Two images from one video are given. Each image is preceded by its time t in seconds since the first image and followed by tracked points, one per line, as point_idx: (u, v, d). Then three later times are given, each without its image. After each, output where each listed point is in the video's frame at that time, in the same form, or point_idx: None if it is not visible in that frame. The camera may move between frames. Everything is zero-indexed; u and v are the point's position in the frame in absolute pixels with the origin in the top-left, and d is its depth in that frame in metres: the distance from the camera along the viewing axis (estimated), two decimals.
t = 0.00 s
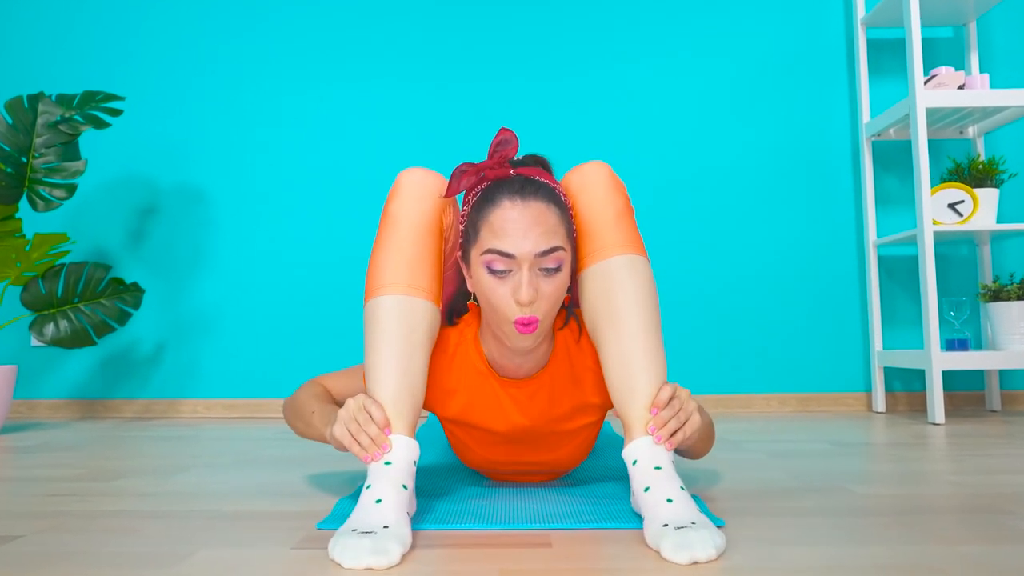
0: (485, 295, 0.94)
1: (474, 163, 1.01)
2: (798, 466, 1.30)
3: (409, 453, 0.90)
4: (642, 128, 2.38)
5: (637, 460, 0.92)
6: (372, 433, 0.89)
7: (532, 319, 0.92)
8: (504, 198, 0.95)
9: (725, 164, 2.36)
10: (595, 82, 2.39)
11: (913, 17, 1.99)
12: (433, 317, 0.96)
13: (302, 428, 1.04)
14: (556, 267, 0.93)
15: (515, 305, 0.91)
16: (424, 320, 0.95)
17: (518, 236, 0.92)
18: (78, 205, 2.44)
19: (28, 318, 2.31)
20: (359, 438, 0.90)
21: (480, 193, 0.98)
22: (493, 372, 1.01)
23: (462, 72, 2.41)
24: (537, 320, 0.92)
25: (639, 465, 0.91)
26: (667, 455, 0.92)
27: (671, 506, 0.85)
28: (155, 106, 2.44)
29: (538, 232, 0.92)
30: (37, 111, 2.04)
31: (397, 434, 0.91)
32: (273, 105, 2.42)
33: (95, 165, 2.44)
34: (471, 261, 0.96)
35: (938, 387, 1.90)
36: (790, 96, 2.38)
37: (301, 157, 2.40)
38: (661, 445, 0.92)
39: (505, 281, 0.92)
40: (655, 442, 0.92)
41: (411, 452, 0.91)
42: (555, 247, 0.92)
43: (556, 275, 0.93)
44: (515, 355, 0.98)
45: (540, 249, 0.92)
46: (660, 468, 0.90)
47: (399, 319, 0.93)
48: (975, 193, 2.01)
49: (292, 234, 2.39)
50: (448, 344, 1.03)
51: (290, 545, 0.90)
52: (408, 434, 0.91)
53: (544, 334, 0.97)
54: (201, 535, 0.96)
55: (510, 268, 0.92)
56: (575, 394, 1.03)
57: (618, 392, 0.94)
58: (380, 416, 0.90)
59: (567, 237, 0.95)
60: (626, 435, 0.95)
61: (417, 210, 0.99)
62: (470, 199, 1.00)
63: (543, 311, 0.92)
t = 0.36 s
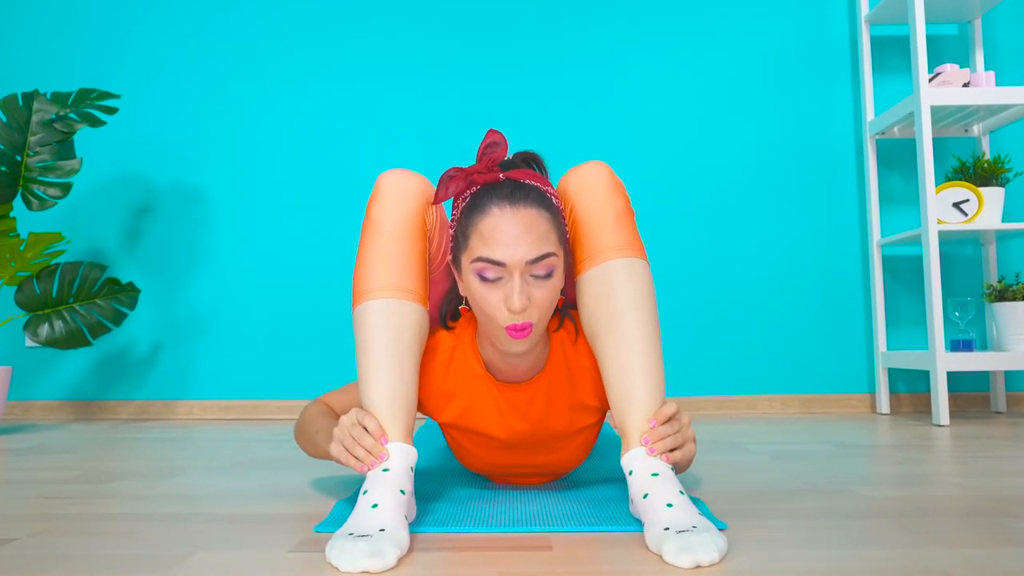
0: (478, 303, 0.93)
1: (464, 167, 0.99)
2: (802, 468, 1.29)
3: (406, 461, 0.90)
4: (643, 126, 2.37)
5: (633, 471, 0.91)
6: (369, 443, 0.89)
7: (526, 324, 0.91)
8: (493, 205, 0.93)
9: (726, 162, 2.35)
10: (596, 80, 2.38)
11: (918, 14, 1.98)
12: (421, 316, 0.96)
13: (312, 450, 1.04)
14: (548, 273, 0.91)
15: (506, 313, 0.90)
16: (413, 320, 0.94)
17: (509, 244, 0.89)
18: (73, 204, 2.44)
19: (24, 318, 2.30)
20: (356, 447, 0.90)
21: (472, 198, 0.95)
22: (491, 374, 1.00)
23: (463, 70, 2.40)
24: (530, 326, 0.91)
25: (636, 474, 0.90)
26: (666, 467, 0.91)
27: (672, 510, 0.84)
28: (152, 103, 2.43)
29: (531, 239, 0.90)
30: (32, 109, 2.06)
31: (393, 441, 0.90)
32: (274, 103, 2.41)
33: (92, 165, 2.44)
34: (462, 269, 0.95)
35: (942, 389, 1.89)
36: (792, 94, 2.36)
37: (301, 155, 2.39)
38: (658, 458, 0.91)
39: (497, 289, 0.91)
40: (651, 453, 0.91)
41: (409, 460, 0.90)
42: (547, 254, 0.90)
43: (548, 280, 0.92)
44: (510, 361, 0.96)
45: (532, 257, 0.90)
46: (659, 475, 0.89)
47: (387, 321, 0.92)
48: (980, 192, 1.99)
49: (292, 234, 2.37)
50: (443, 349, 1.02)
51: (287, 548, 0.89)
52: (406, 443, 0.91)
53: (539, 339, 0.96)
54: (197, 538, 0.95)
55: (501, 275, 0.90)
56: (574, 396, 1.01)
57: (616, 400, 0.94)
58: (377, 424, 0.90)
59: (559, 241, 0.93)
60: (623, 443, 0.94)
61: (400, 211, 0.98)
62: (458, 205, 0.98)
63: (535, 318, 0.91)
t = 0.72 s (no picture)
0: (473, 284, 0.93)
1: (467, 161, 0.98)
2: (806, 471, 1.28)
3: (400, 457, 0.88)
4: (644, 124, 2.36)
5: (641, 469, 0.89)
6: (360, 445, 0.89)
7: (521, 300, 0.91)
8: (491, 187, 0.95)
9: (729, 161, 2.33)
10: (599, 78, 2.37)
11: (923, 11, 1.97)
12: (421, 313, 0.94)
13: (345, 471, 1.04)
14: (544, 250, 0.92)
15: (499, 287, 0.90)
16: (414, 316, 0.93)
17: (502, 219, 0.91)
18: (68, 203, 2.43)
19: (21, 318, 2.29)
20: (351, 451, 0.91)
21: (472, 186, 0.97)
22: (496, 375, 0.99)
23: (465, 68, 2.39)
24: (525, 304, 0.91)
25: (643, 471, 0.89)
26: (672, 464, 0.90)
27: (678, 511, 0.82)
28: (148, 101, 2.42)
29: (525, 215, 0.91)
30: (26, 107, 2.05)
31: (386, 438, 0.89)
32: (276, 100, 2.39)
33: (87, 163, 2.43)
34: (462, 256, 0.95)
35: (948, 390, 1.88)
36: (796, 92, 2.35)
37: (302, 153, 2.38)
38: (666, 457, 0.90)
39: (491, 265, 0.91)
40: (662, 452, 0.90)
41: (403, 456, 0.88)
42: (541, 230, 0.92)
43: (545, 259, 0.92)
44: (514, 353, 0.94)
45: (526, 231, 0.91)
46: (667, 475, 0.87)
47: (387, 318, 0.91)
48: (986, 191, 1.98)
49: (292, 233, 2.36)
50: (449, 350, 1.01)
51: (284, 552, 0.87)
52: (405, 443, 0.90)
53: (545, 327, 0.95)
54: (192, 542, 0.93)
55: (497, 253, 0.92)
56: (580, 400, 1.00)
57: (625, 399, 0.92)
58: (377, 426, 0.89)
59: (558, 225, 0.94)
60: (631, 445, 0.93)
61: (398, 206, 0.97)
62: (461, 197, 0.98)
63: (530, 295, 0.91)
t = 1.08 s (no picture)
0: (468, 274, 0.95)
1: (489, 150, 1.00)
2: (810, 472, 1.26)
3: (395, 389, 0.90)
4: (646, 123, 2.34)
5: (648, 407, 0.91)
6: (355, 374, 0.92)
7: (509, 301, 0.92)
8: (497, 181, 0.95)
9: (731, 160, 2.32)
10: (600, 76, 2.36)
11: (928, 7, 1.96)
12: (419, 260, 0.97)
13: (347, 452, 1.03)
14: (536, 254, 0.92)
15: (487, 284, 0.92)
16: (411, 258, 0.95)
17: (500, 218, 0.92)
18: (62, 203, 2.42)
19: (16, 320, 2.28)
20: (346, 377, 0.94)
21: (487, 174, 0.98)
22: (498, 370, 0.99)
23: (466, 66, 2.37)
24: (511, 303, 0.92)
25: (651, 411, 0.90)
26: (678, 405, 0.91)
27: (679, 469, 0.86)
28: (143, 99, 2.41)
29: (522, 216, 0.91)
30: (19, 104, 2.04)
31: (381, 370, 0.91)
32: (277, 98, 2.38)
33: (81, 162, 2.42)
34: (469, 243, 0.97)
35: (953, 391, 1.86)
36: (799, 90, 2.34)
37: (302, 152, 2.36)
38: (672, 394, 0.92)
39: (484, 261, 0.93)
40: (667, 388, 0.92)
41: (399, 386, 0.91)
42: (536, 234, 0.91)
43: (536, 263, 0.92)
44: (514, 348, 0.95)
45: (521, 234, 0.91)
46: (674, 420, 0.90)
47: (387, 262, 0.93)
48: (993, 190, 1.97)
49: (293, 232, 2.35)
50: (451, 344, 1.01)
51: (281, 555, 0.86)
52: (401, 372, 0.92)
53: (550, 311, 0.95)
54: (187, 544, 0.92)
55: (492, 250, 0.93)
56: (585, 394, 1.00)
57: (628, 336, 0.94)
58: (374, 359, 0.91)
59: (560, 228, 0.93)
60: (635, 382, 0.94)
61: (399, 160, 0.99)
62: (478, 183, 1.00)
63: (516, 295, 0.91)
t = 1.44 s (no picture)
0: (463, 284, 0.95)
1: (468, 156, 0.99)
2: (814, 475, 1.25)
3: (388, 417, 0.92)
4: (647, 122, 2.32)
5: (662, 419, 0.93)
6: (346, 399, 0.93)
7: (504, 300, 0.92)
8: (468, 187, 0.95)
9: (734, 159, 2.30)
10: (601, 74, 2.34)
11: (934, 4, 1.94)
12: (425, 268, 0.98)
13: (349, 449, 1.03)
14: (514, 248, 0.92)
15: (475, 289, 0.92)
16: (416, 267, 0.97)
17: (470, 222, 0.92)
18: (56, 201, 2.41)
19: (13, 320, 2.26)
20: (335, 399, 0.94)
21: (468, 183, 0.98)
22: (506, 370, 0.99)
23: (468, 63, 2.35)
24: (503, 302, 0.92)
25: (665, 422, 0.93)
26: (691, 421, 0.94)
27: (671, 485, 0.92)
28: (139, 96, 2.39)
29: (492, 214, 0.91)
30: (12, 102, 2.04)
31: (373, 401, 0.91)
32: (278, 95, 2.36)
33: (74, 161, 2.40)
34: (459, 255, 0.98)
35: (960, 393, 1.84)
36: (803, 87, 2.32)
37: (303, 150, 2.35)
38: (688, 408, 0.94)
39: (469, 267, 0.93)
40: (683, 405, 0.94)
41: (392, 410, 0.92)
42: (508, 229, 0.91)
43: (516, 258, 0.92)
44: (520, 346, 0.95)
45: (492, 233, 0.91)
46: (682, 439, 0.93)
47: (391, 266, 0.95)
48: (1000, 188, 1.95)
49: (294, 231, 2.34)
50: (457, 345, 1.01)
51: (277, 559, 0.85)
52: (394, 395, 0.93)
53: (554, 295, 0.96)
54: (182, 548, 0.91)
55: (475, 254, 0.93)
56: (594, 396, 1.00)
57: (639, 343, 0.96)
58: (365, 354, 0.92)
59: (532, 216, 0.93)
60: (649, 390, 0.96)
61: (414, 165, 1.01)
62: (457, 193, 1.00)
63: (505, 292, 0.91)
